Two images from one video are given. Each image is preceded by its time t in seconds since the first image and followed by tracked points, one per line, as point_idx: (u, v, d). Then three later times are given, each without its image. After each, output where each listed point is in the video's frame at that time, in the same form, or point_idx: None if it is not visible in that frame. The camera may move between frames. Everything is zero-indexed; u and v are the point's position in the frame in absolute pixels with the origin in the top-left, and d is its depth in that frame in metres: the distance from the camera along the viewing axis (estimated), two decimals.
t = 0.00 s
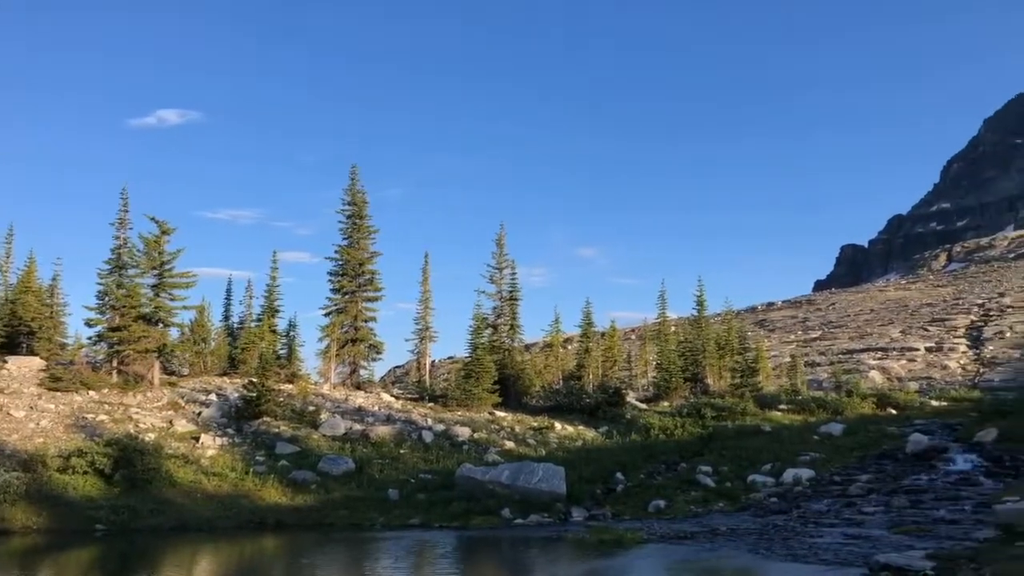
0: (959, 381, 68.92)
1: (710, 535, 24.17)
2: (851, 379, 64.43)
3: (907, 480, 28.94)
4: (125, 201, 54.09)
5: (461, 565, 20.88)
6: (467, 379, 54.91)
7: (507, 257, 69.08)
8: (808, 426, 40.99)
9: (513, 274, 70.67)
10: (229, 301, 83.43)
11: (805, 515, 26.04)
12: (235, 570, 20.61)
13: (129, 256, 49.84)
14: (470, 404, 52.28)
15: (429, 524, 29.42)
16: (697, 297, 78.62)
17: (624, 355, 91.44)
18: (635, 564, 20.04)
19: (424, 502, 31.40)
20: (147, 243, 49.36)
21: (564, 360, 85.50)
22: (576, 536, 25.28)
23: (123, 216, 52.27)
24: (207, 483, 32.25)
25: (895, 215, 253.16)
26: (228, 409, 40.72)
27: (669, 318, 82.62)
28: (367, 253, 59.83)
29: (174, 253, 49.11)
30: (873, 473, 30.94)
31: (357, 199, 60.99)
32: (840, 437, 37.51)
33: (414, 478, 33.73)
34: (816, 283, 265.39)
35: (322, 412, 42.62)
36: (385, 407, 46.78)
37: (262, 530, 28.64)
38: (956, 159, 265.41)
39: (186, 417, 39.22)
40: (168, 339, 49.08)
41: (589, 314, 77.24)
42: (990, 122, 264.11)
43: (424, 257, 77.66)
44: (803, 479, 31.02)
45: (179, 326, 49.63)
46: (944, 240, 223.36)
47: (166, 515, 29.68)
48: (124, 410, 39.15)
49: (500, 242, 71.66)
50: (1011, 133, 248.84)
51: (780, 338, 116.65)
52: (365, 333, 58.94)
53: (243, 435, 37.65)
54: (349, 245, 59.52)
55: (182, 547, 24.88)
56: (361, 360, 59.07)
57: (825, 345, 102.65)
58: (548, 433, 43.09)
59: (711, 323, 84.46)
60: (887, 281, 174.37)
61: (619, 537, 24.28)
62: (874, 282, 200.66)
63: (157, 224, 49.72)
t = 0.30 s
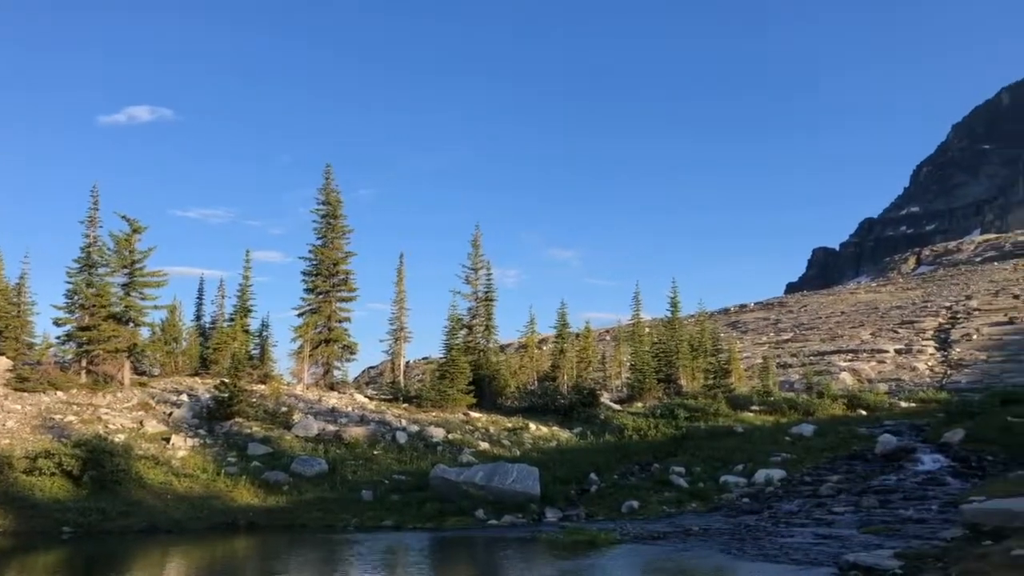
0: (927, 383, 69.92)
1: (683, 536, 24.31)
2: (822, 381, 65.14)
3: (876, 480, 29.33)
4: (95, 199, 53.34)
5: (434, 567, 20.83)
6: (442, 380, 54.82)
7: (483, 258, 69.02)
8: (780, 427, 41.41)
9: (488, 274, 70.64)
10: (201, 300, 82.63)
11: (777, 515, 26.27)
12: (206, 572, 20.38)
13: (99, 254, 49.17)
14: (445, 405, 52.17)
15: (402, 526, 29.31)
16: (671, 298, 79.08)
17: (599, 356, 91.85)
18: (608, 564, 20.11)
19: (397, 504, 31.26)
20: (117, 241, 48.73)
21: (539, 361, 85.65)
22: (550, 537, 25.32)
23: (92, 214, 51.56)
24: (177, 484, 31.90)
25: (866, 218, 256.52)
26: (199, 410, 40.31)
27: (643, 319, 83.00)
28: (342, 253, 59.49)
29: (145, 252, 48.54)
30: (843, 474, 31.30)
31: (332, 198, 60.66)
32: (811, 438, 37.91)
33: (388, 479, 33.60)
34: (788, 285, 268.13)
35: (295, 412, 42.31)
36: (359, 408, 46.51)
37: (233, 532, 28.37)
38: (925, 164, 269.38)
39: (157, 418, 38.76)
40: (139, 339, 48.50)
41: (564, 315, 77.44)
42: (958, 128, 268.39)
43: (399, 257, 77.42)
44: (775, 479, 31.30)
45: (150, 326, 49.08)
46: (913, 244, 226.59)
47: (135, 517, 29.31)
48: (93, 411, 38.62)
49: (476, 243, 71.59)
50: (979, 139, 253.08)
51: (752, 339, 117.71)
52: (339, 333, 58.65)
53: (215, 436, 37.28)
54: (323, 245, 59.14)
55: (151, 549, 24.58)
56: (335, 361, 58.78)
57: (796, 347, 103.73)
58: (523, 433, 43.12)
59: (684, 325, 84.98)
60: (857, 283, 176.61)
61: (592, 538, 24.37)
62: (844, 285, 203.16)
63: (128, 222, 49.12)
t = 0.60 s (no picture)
0: (897, 384, 70.87)
1: (656, 537, 24.44)
2: (794, 382, 65.78)
3: (847, 481, 29.69)
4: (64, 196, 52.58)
5: (408, 568, 20.76)
6: (417, 381, 54.66)
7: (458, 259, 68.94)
8: (752, 428, 41.76)
9: (463, 275, 70.57)
10: (173, 300, 81.73)
11: (749, 515, 26.50)
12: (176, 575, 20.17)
13: (68, 253, 48.45)
14: (419, 406, 51.98)
15: (376, 527, 29.20)
16: (646, 300, 79.46)
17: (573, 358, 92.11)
18: (582, 566, 20.13)
19: (371, 505, 31.12)
20: (87, 240, 48.05)
21: (514, 361, 85.69)
22: (524, 538, 25.35)
23: (62, 212, 50.82)
24: (148, 486, 31.53)
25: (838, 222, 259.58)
26: (170, 411, 39.85)
27: (617, 321, 83.29)
28: (315, 253, 59.13)
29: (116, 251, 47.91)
30: (814, 474, 31.66)
31: (306, 197, 60.29)
32: (782, 439, 38.28)
33: (361, 480, 33.45)
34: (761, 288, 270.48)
35: (268, 414, 41.95)
36: (333, 409, 46.22)
37: (204, 534, 28.09)
38: (896, 168, 272.92)
39: (127, 419, 38.27)
40: (109, 339, 47.88)
41: (539, 316, 77.53)
42: (928, 134, 272.46)
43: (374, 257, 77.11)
44: (747, 480, 31.56)
45: (121, 325, 48.46)
46: (884, 248, 229.61)
47: (104, 519, 28.92)
48: (62, 412, 38.04)
49: (451, 244, 71.50)
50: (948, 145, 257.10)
51: (725, 341, 118.61)
52: (312, 333, 58.33)
53: (187, 438, 36.87)
54: (297, 244, 58.75)
55: (120, 552, 24.26)
56: (308, 362, 58.44)
57: (769, 348, 104.70)
58: (497, 435, 43.09)
59: (658, 326, 85.43)
60: (829, 286, 178.60)
61: (566, 539, 24.44)
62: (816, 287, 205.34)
63: (98, 221, 48.48)
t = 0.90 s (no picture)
0: (867, 386, 71.75)
1: (629, 537, 24.55)
2: (767, 383, 66.31)
3: (818, 481, 30.03)
4: (32, 193, 51.72)
5: (380, 570, 20.62)
6: (391, 381, 54.45)
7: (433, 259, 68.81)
8: (725, 429, 42.07)
9: (438, 276, 70.43)
10: (144, 299, 80.77)
11: (721, 515, 26.71)
12: None
13: (36, 251, 47.67)
14: (393, 407, 51.73)
15: (348, 528, 29.05)
16: (620, 301, 79.80)
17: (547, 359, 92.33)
18: (555, 566, 20.13)
19: (344, 506, 30.94)
20: (55, 237, 47.30)
21: (489, 362, 85.68)
22: (498, 539, 25.32)
23: (30, 209, 49.98)
24: (117, 487, 31.13)
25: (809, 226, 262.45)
26: (140, 412, 39.36)
27: (592, 322, 83.54)
28: (289, 253, 58.71)
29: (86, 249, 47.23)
30: (785, 475, 31.98)
31: (280, 196, 59.85)
32: (754, 440, 38.61)
33: (334, 482, 33.25)
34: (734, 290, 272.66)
35: (240, 414, 41.60)
36: (306, 410, 45.89)
37: (174, 536, 27.78)
38: (867, 173, 276.50)
39: (95, 420, 37.75)
40: (78, 338, 47.20)
41: (513, 317, 77.61)
42: (898, 139, 276.39)
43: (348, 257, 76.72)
44: (720, 480, 31.78)
45: (90, 324, 47.79)
46: (854, 251, 232.48)
47: (71, 521, 28.47)
48: (29, 412, 37.41)
49: (426, 244, 71.34)
50: (918, 150, 260.95)
51: (698, 343, 119.45)
52: (285, 334, 57.96)
53: (157, 438, 36.46)
54: (271, 244, 58.29)
55: (89, 555, 23.93)
56: (281, 362, 58.03)
57: (742, 350, 105.61)
58: (471, 435, 43.03)
59: (633, 327, 85.80)
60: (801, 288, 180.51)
61: (539, 539, 24.46)
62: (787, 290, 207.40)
63: (68, 218, 47.76)
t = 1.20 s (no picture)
0: (838, 388, 72.58)
1: (602, 538, 24.65)
2: (739, 385, 66.85)
3: (789, 482, 30.33)
4: None
5: (353, 572, 20.51)
6: (365, 382, 54.18)
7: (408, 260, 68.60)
8: (698, 430, 42.37)
9: (413, 276, 70.21)
10: (114, 298, 79.75)
11: (693, 516, 26.91)
12: None
13: (3, 248, 46.89)
14: (367, 408, 51.44)
15: (321, 530, 28.88)
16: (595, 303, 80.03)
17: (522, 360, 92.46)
18: (528, 567, 20.15)
19: (317, 508, 30.76)
20: (23, 235, 46.55)
21: (463, 362, 85.58)
22: (472, 540, 25.29)
23: None
24: (85, 488, 30.71)
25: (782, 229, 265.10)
26: (109, 412, 38.84)
27: (566, 323, 83.67)
28: (262, 252, 58.26)
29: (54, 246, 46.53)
30: (757, 476, 32.28)
31: (253, 195, 59.34)
32: (727, 441, 38.90)
33: (307, 483, 33.01)
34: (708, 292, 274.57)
35: (211, 415, 41.20)
36: (278, 410, 45.54)
37: (144, 537, 27.47)
38: (838, 176, 279.86)
39: (63, 420, 37.20)
40: (46, 338, 46.49)
41: (488, 317, 77.56)
42: (869, 144, 280.04)
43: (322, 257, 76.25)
44: (693, 481, 32.00)
45: (58, 323, 47.10)
46: (826, 254, 235.07)
47: (39, 523, 28.01)
48: None
49: (401, 244, 71.07)
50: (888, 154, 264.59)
51: (672, 344, 120.14)
52: (258, 334, 57.55)
53: (127, 438, 36.02)
54: (243, 243, 57.80)
55: (56, 557, 23.56)
56: (254, 362, 57.59)
57: (715, 351, 106.41)
58: (446, 436, 42.92)
59: (607, 328, 86.12)
60: (773, 291, 182.18)
61: (512, 541, 24.46)
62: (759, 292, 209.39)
63: (36, 215, 47.03)
